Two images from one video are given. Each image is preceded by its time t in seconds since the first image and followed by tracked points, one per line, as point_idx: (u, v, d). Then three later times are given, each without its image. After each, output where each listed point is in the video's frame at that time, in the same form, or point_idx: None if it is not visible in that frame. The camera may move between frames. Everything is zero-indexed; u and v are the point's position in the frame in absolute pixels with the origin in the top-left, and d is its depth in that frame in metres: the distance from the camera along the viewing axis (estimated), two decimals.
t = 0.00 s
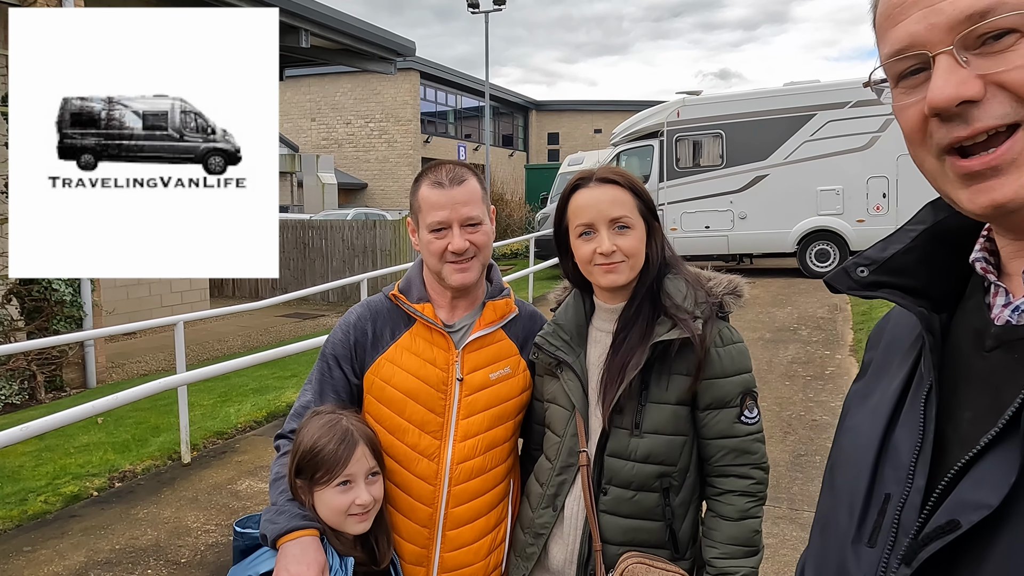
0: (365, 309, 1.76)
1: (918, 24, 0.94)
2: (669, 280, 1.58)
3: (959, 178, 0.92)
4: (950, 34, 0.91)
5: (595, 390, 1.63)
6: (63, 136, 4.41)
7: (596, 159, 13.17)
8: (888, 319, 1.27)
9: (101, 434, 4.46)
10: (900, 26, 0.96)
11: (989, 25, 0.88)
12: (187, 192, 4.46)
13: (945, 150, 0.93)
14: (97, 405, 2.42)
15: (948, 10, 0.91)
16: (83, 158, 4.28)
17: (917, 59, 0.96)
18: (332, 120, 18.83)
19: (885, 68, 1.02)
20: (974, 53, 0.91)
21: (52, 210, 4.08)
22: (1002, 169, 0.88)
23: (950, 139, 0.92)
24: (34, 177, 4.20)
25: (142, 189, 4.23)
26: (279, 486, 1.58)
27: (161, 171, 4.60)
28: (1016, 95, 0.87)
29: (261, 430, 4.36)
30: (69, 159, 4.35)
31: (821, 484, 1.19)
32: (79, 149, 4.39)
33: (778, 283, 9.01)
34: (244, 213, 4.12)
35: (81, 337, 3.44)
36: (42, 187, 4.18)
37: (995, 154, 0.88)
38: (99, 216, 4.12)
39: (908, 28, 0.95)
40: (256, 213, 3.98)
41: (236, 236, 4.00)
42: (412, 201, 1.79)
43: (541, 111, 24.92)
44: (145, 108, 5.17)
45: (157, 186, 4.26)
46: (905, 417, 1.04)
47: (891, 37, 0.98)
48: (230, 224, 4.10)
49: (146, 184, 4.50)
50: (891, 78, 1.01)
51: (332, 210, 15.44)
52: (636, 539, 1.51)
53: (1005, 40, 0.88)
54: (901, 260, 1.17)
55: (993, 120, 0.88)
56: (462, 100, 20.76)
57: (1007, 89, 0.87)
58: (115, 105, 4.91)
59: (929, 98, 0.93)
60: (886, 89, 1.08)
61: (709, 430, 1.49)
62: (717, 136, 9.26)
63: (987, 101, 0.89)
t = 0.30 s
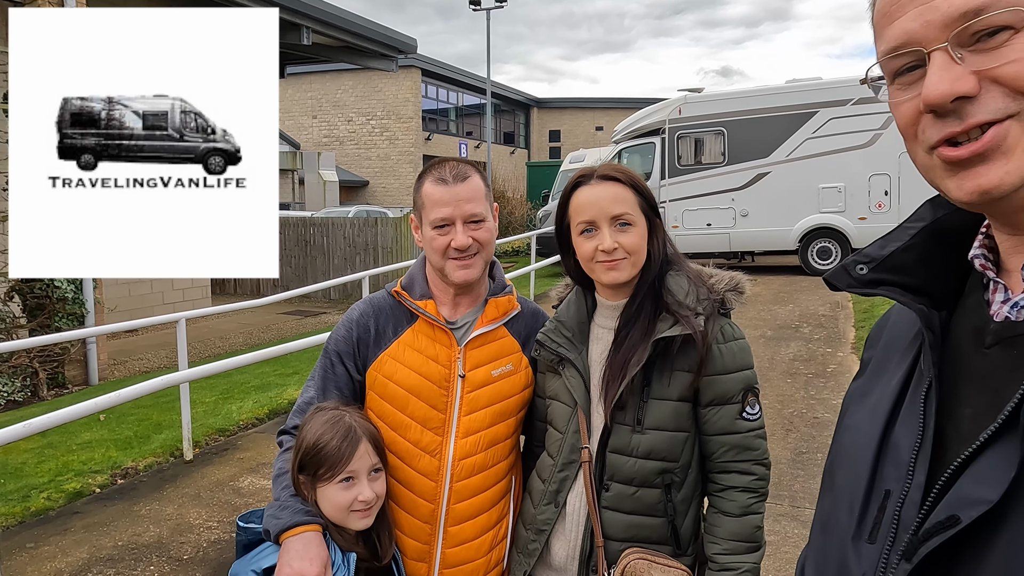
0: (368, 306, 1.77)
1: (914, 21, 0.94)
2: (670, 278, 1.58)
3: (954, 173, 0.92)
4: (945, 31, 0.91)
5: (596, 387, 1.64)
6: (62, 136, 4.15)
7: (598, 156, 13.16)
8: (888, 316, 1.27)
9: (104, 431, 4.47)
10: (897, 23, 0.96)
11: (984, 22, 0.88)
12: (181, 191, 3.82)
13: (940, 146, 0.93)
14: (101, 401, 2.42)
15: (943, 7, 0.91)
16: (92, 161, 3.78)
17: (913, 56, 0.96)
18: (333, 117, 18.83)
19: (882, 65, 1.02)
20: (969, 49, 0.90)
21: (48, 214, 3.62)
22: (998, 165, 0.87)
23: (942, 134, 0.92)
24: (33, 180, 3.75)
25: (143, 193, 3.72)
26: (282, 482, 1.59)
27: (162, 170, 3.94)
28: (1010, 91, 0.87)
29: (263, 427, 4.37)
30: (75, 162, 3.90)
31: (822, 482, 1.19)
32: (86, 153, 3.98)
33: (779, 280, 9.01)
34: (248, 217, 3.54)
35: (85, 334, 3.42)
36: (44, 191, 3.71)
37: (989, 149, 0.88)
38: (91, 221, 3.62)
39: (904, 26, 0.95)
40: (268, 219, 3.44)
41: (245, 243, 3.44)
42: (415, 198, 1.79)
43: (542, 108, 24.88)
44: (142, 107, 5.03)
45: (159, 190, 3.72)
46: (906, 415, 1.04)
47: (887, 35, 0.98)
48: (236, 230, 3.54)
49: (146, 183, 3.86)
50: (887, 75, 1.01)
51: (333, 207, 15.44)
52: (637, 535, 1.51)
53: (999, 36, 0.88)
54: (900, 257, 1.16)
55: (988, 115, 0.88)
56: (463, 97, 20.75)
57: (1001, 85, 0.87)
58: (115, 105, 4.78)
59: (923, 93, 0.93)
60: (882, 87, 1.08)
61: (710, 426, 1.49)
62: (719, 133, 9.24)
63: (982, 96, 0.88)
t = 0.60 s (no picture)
0: (369, 306, 1.78)
1: (906, 24, 0.94)
2: (671, 278, 1.58)
3: (949, 174, 0.92)
4: (937, 33, 0.91)
5: (596, 387, 1.64)
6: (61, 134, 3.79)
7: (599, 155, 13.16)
8: (886, 318, 1.27)
9: (106, 430, 4.48)
10: (890, 26, 0.96)
11: (975, 24, 0.88)
12: (189, 197, 3.28)
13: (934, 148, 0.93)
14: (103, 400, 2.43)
15: (936, 9, 0.91)
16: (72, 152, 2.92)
17: (906, 58, 0.96)
18: (335, 116, 18.84)
19: (876, 66, 1.02)
20: (961, 51, 0.91)
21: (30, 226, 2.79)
22: (992, 167, 0.88)
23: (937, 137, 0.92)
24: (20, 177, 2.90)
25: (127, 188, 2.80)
26: (284, 481, 1.59)
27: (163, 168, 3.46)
28: (1003, 94, 0.87)
29: (265, 426, 4.38)
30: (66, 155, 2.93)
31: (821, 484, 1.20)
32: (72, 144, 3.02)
33: (781, 280, 9.00)
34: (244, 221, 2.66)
35: (87, 332, 3.40)
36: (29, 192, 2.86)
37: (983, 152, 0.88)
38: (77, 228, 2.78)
39: (897, 28, 0.95)
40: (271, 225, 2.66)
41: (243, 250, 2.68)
42: (415, 197, 1.80)
43: (544, 107, 24.85)
44: (143, 107, 4.65)
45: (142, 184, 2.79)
46: (905, 416, 1.04)
47: (881, 36, 0.98)
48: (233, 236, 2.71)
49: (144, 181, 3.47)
50: (881, 77, 1.01)
51: (335, 206, 15.45)
52: (638, 534, 1.51)
53: (991, 39, 0.88)
54: (898, 260, 1.17)
55: (981, 117, 0.88)
56: (465, 96, 20.75)
57: (993, 87, 0.87)
58: (115, 105, 4.49)
59: (916, 96, 0.93)
60: (876, 89, 1.10)
61: (710, 426, 1.49)
62: (721, 132, 9.24)
63: (975, 98, 0.88)
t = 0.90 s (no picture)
0: (372, 307, 1.78)
1: (905, 27, 0.94)
2: (672, 277, 1.59)
3: (946, 176, 0.92)
4: (935, 36, 0.92)
5: (598, 387, 1.64)
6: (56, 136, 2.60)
7: (603, 156, 13.15)
8: (886, 321, 1.27)
9: (110, 430, 4.50)
10: (889, 29, 0.97)
11: (974, 27, 0.89)
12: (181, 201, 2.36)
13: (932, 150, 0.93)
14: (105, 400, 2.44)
15: (934, 12, 0.92)
16: (68, 157, 2.50)
17: (905, 61, 0.97)
18: (338, 117, 18.87)
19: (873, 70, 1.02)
20: (959, 54, 0.91)
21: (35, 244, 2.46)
22: (982, 165, 0.88)
23: (935, 139, 0.92)
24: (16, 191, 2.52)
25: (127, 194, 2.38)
26: (287, 482, 1.59)
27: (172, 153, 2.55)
28: (1001, 96, 0.87)
29: (268, 427, 4.39)
30: (66, 160, 2.50)
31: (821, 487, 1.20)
32: (66, 149, 2.56)
33: (785, 280, 8.99)
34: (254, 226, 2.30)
35: (91, 332, 3.41)
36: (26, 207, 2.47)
37: (980, 154, 0.88)
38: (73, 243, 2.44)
39: (896, 31, 0.96)
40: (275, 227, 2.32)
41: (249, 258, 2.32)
42: (417, 198, 1.80)
43: (547, 107, 24.85)
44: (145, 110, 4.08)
45: (140, 188, 2.37)
46: (905, 419, 1.05)
47: (879, 40, 0.99)
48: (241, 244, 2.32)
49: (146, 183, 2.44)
50: (880, 80, 1.01)
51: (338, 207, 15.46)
52: (639, 534, 1.51)
53: (990, 41, 0.88)
54: (898, 262, 1.17)
55: (978, 120, 0.88)
56: (468, 96, 20.77)
57: (991, 89, 0.87)
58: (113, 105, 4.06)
59: (915, 98, 0.93)
60: (875, 91, 1.11)
61: (712, 426, 1.49)
62: (724, 133, 9.23)
63: (972, 101, 0.89)
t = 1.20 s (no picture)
0: (375, 306, 1.78)
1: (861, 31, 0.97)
2: (674, 276, 1.59)
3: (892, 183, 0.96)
4: (875, 45, 0.94)
5: (601, 385, 1.64)
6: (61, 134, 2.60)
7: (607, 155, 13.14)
8: (892, 320, 1.27)
9: (114, 429, 4.51)
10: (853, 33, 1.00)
11: (901, 39, 0.90)
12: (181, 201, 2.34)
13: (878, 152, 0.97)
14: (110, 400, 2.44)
15: (875, 23, 0.94)
16: (67, 156, 2.52)
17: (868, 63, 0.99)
18: (343, 116, 18.89)
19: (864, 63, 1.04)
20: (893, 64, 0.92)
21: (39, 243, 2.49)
22: (911, 183, 0.91)
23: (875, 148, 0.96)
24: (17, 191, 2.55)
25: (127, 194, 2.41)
26: (291, 481, 1.58)
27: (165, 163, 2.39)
28: (913, 113, 0.88)
29: (273, 426, 4.39)
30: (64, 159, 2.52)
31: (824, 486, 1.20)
32: (64, 148, 2.56)
33: (790, 280, 8.96)
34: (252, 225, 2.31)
35: (96, 332, 3.42)
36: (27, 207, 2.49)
37: (904, 170, 0.91)
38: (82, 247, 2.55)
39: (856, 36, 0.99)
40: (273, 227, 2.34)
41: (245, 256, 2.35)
42: (421, 197, 1.80)
43: (551, 106, 24.84)
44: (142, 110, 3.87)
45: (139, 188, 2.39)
46: (910, 419, 1.04)
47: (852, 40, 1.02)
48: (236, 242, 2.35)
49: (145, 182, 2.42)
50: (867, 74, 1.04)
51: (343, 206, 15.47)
52: (643, 534, 1.51)
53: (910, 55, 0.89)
54: (905, 260, 1.17)
55: (896, 135, 0.91)
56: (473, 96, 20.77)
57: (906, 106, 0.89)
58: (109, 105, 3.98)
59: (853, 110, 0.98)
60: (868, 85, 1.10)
61: (715, 425, 1.49)
62: (729, 132, 9.21)
63: (893, 116, 0.91)
